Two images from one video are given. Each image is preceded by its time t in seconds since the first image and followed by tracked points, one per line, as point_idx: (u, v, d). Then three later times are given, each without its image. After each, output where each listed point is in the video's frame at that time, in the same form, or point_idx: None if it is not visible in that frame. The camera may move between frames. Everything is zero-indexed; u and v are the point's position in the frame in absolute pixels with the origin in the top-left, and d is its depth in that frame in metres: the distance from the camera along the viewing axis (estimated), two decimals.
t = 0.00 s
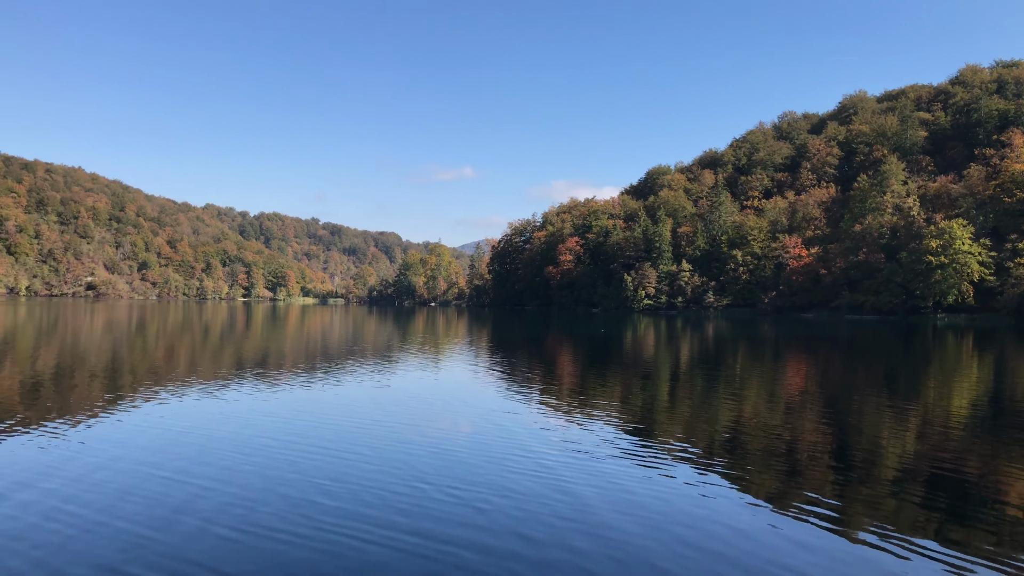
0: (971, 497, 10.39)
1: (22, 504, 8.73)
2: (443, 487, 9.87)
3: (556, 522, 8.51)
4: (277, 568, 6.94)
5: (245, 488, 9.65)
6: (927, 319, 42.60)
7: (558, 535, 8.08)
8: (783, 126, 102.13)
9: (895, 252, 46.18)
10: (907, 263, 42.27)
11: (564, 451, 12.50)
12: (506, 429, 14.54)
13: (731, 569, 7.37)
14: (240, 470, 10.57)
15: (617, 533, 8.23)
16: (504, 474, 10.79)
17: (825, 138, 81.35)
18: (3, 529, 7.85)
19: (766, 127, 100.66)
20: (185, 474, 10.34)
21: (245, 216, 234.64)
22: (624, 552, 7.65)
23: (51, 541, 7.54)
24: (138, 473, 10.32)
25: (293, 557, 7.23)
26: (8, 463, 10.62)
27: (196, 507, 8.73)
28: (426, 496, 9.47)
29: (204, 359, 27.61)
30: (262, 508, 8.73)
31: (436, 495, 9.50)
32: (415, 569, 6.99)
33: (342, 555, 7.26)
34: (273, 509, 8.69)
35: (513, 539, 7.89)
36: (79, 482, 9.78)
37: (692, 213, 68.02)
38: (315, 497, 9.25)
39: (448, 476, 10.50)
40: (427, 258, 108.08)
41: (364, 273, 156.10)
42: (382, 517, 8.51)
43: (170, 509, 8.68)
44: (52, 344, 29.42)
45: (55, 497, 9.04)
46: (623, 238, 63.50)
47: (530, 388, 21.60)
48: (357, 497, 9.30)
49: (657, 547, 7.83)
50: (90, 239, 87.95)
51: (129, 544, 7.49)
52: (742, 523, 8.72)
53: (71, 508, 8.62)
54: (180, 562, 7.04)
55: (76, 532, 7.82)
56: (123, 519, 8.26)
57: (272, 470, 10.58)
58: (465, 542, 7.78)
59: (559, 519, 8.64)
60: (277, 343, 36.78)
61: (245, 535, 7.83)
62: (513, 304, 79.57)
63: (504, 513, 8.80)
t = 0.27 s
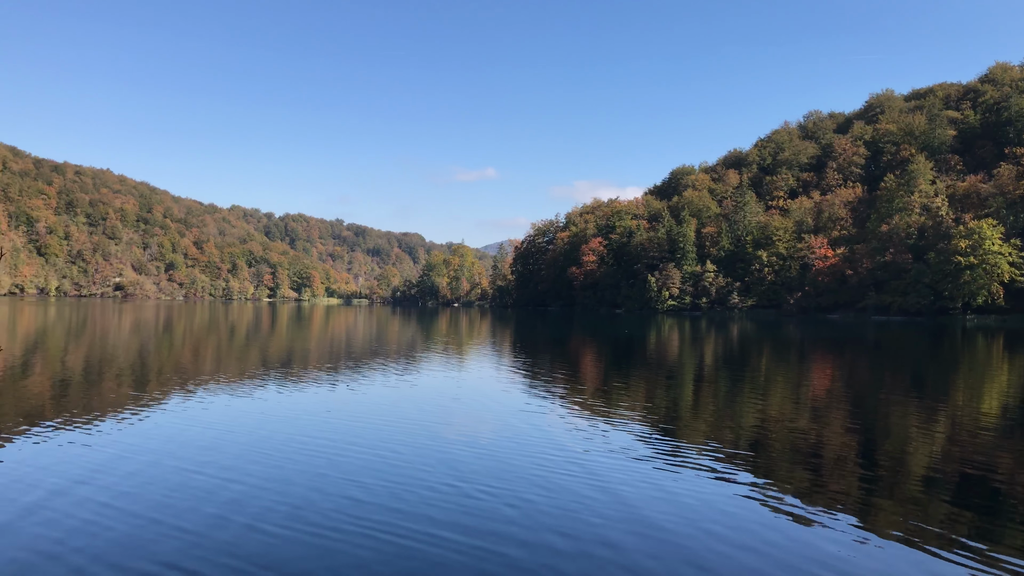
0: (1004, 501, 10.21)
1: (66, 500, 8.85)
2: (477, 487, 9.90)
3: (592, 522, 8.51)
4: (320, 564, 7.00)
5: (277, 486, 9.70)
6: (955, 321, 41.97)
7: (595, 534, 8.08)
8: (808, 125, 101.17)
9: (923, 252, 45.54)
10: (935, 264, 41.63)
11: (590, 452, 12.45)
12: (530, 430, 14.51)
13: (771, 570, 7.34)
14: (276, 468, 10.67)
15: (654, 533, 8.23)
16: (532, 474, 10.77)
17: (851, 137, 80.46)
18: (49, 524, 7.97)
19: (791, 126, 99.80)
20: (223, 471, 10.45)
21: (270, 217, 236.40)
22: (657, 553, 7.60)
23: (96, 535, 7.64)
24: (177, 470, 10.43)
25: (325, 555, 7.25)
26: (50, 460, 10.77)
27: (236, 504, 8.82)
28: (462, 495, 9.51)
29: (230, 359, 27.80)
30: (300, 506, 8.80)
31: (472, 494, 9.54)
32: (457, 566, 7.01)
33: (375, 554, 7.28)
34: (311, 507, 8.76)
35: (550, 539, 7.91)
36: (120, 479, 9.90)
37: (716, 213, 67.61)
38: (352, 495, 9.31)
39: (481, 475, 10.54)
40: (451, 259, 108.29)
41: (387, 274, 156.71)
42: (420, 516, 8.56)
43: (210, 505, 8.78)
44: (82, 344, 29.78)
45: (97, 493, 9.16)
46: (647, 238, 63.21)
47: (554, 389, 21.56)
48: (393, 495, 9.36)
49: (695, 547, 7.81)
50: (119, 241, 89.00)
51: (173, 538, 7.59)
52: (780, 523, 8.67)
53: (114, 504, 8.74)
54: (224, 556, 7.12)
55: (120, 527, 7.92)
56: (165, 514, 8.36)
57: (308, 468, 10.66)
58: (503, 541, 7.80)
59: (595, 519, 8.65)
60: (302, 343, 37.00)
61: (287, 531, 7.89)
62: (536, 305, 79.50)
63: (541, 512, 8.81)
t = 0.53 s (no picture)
0: None
1: (93, 498, 8.88)
2: (502, 487, 9.85)
3: (618, 523, 8.43)
4: (346, 563, 6.97)
5: (302, 484, 9.73)
6: (982, 321, 41.26)
7: (621, 536, 8.00)
8: (831, 124, 100.17)
9: (949, 252, 44.83)
10: (961, 263, 40.98)
11: (609, 452, 12.38)
12: (548, 430, 14.46)
13: (802, 575, 7.22)
14: (301, 467, 10.67)
15: (682, 535, 8.13)
16: (555, 475, 10.73)
17: (876, 136, 79.48)
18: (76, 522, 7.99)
19: (814, 125, 98.91)
20: (248, 470, 10.46)
21: (292, 219, 237.90)
22: (683, 554, 7.53)
23: (124, 533, 7.65)
24: (202, 468, 10.46)
25: (353, 552, 7.26)
26: (76, 458, 10.85)
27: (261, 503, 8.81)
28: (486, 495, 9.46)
29: (252, 360, 27.91)
30: (324, 505, 8.78)
31: (496, 494, 9.49)
32: (484, 567, 6.96)
33: (402, 553, 7.26)
34: (336, 505, 8.74)
35: (576, 540, 7.84)
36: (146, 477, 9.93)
37: (738, 213, 67.21)
38: (377, 494, 9.28)
39: (506, 476, 10.48)
40: (471, 259, 108.50)
41: (409, 274, 157.27)
42: (446, 515, 8.52)
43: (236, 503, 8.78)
44: (106, 344, 29.99)
45: (123, 491, 9.20)
46: (668, 238, 62.85)
47: (573, 389, 21.51)
48: (418, 495, 9.32)
49: (724, 550, 7.71)
50: (143, 242, 89.96)
51: (199, 536, 7.58)
52: (808, 526, 8.55)
53: (141, 502, 8.76)
54: (250, 555, 7.10)
55: (147, 524, 7.93)
56: (191, 513, 8.37)
57: (333, 467, 10.65)
58: (530, 542, 7.74)
59: (621, 520, 8.57)
60: (324, 343, 37.15)
61: (313, 529, 7.90)
62: (556, 306, 79.47)
63: (566, 513, 8.75)
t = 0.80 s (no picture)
0: None
1: (128, 497, 9.00)
2: (529, 489, 9.87)
3: (648, 526, 8.43)
4: (380, 565, 7.02)
5: (331, 483, 9.85)
6: (1009, 324, 40.61)
7: (652, 540, 8.01)
8: (855, 125, 99.25)
9: (974, 253, 44.00)
10: (987, 266, 40.21)
11: (630, 454, 12.42)
12: (567, 432, 14.51)
13: None
14: (329, 467, 10.73)
15: (713, 539, 8.12)
16: (579, 476, 10.78)
17: (900, 136, 78.58)
18: (114, 521, 8.09)
19: (836, 126, 98.11)
20: (277, 469, 10.60)
21: (313, 220, 239.34)
22: (709, 556, 7.58)
23: (160, 532, 7.77)
24: (232, 469, 10.55)
25: (382, 552, 7.36)
26: (108, 457, 11.03)
27: (293, 503, 8.88)
28: (515, 497, 9.48)
29: (275, 361, 28.08)
30: (355, 505, 8.85)
31: (524, 497, 9.51)
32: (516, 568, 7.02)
33: (431, 553, 7.36)
34: (367, 506, 8.80)
35: (607, 543, 7.85)
36: (179, 476, 10.04)
37: (760, 214, 66.82)
38: (406, 495, 9.34)
39: (533, 478, 10.50)
40: (492, 261, 108.67)
41: (429, 275, 157.67)
42: (473, 515, 8.60)
43: (268, 504, 8.85)
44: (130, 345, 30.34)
45: (158, 491, 9.30)
46: (689, 240, 62.56)
47: (594, 391, 21.55)
48: (447, 497, 9.35)
49: (755, 554, 7.70)
50: (167, 244, 90.92)
51: (235, 536, 7.66)
52: (840, 530, 8.51)
53: (175, 502, 8.85)
54: (286, 554, 7.19)
55: (183, 524, 8.02)
56: (224, 513, 8.44)
57: (361, 468, 10.72)
58: (562, 545, 7.76)
59: (651, 524, 8.56)
60: (345, 344, 37.40)
61: (343, 528, 8.02)
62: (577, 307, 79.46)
63: (596, 516, 8.75)
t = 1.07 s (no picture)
0: None
1: (168, 495, 9.03)
2: (560, 489, 9.81)
3: (681, 527, 8.34)
4: (420, 565, 7.00)
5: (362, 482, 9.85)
6: None
7: (692, 539, 7.92)
8: (882, 125, 97.99)
9: (1005, 254, 42.56)
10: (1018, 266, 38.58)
11: (657, 456, 12.32)
12: (592, 433, 14.44)
13: None
14: (363, 467, 10.73)
15: (754, 540, 8.03)
16: (609, 476, 10.70)
17: (928, 136, 77.30)
18: (155, 519, 8.12)
19: (863, 126, 97.00)
20: (308, 468, 10.62)
21: (337, 221, 240.72)
22: (743, 557, 7.49)
23: (196, 529, 7.80)
24: (269, 468, 10.57)
25: (417, 551, 7.34)
26: (141, 455, 11.10)
27: (330, 502, 8.88)
28: (551, 497, 9.42)
29: (300, 361, 28.26)
30: (392, 506, 8.80)
31: (560, 496, 9.44)
32: (551, 569, 6.97)
33: (465, 553, 7.33)
34: (404, 506, 8.76)
35: (648, 543, 7.78)
36: (216, 475, 10.08)
37: (785, 215, 66.24)
38: (443, 496, 9.30)
39: (567, 478, 10.44)
40: (514, 262, 108.74)
41: (452, 276, 157.92)
42: (505, 516, 8.56)
43: (306, 503, 8.85)
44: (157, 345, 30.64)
45: (193, 489, 9.34)
46: (713, 240, 62.07)
47: (617, 393, 21.44)
48: (484, 497, 9.32)
49: (798, 556, 7.59)
50: (193, 245, 91.94)
51: (270, 534, 7.67)
52: (879, 533, 8.38)
53: (214, 500, 8.88)
54: (320, 553, 7.19)
55: (225, 522, 8.04)
56: (264, 512, 8.45)
57: (396, 468, 10.69)
58: (595, 545, 7.70)
59: (690, 524, 8.47)
60: (369, 345, 37.54)
61: (377, 527, 8.01)
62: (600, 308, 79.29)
63: (629, 516, 8.68)
